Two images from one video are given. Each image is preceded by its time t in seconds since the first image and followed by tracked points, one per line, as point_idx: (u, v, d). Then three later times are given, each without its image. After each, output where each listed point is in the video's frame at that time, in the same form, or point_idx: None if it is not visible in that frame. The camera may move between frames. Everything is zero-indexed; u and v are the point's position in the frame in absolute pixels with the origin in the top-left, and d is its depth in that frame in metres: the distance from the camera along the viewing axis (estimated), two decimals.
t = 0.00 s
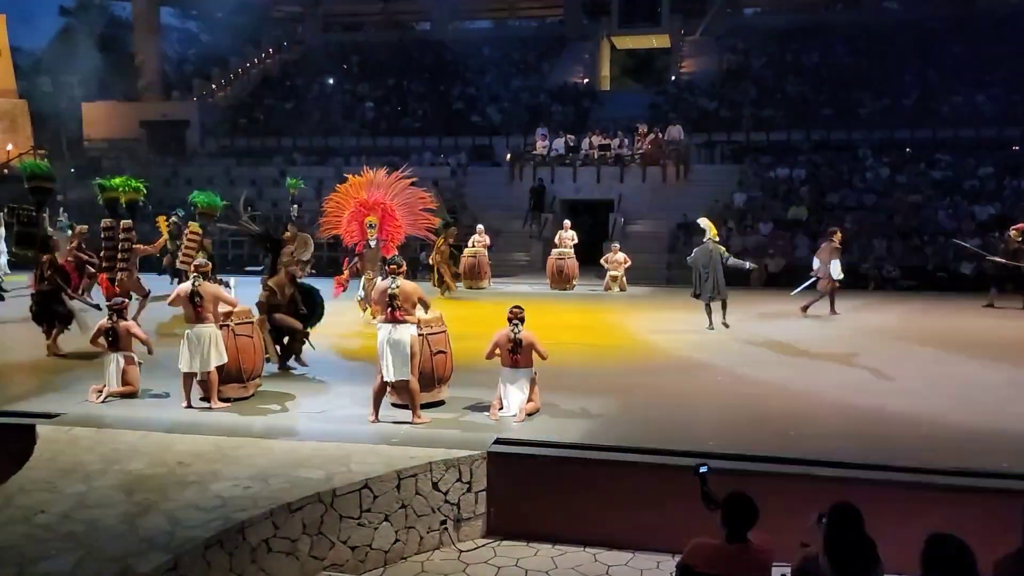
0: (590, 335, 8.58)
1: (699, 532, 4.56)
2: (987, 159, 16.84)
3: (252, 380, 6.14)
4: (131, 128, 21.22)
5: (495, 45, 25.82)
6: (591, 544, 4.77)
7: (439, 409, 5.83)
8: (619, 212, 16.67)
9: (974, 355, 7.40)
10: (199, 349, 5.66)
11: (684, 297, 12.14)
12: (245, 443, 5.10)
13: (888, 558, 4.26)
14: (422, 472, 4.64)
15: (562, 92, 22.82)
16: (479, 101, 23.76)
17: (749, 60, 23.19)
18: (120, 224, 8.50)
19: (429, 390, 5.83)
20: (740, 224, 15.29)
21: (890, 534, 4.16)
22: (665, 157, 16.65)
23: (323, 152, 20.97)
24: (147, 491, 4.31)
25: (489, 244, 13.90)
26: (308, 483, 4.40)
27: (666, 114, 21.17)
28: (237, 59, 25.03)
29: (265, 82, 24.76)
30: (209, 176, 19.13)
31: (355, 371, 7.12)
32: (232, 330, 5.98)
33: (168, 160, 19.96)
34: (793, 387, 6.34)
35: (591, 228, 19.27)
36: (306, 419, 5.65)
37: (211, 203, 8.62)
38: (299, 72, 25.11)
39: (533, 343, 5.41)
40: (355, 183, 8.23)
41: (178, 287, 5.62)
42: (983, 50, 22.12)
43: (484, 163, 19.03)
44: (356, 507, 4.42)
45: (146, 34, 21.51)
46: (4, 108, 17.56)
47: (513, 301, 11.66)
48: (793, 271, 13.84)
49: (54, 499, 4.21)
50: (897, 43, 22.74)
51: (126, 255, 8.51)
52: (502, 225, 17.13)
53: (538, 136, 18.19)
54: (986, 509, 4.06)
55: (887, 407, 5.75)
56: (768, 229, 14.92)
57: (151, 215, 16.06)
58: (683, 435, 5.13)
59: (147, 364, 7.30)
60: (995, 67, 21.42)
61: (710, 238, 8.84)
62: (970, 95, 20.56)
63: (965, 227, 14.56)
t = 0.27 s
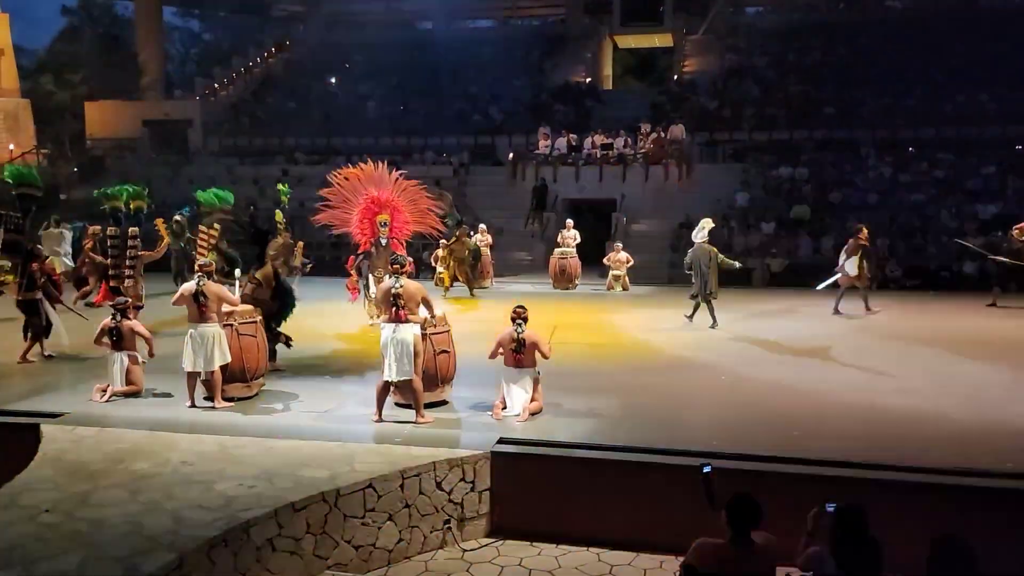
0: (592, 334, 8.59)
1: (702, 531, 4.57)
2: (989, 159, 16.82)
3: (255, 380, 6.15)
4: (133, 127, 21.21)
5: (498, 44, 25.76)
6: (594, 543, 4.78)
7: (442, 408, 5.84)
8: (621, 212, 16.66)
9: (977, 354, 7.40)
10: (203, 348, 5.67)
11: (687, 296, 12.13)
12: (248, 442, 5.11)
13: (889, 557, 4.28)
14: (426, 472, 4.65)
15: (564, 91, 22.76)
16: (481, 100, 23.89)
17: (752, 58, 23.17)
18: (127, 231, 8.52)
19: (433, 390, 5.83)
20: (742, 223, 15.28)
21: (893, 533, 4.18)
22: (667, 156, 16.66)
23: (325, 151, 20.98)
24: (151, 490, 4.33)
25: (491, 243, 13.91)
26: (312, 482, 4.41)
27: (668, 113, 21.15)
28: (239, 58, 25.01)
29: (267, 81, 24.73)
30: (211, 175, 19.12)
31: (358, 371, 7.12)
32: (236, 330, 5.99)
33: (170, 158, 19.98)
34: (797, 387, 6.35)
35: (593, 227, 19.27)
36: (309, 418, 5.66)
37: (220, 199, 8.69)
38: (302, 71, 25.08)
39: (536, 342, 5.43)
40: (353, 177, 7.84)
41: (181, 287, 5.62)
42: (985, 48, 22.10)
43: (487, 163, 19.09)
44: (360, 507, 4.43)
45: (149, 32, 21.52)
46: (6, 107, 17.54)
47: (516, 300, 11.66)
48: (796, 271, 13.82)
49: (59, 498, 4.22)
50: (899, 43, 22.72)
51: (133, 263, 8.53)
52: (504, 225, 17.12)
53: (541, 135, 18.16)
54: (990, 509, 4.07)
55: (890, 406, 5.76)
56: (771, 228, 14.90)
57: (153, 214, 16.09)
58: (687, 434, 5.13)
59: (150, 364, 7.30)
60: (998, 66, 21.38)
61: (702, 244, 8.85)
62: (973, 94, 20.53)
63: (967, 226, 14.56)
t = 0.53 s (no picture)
0: (594, 333, 8.59)
1: (704, 530, 4.58)
2: (992, 158, 16.77)
3: (257, 379, 6.16)
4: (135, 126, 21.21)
5: (500, 43, 25.66)
6: (595, 543, 4.79)
7: (444, 407, 5.85)
8: (622, 211, 16.64)
9: (980, 353, 7.39)
10: (205, 347, 5.68)
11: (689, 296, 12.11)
12: (250, 441, 5.12)
13: (889, 556, 4.29)
14: (428, 471, 4.65)
15: (566, 90, 22.72)
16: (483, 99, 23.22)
17: (754, 58, 23.13)
18: (127, 223, 8.50)
19: (435, 389, 5.84)
20: (744, 222, 15.25)
21: (894, 533, 4.19)
22: (668, 155, 16.64)
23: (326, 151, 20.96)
24: (153, 489, 4.33)
25: (493, 242, 13.90)
26: (314, 481, 4.41)
27: (670, 112, 21.13)
28: (240, 57, 24.98)
29: (268, 80, 24.68)
30: (212, 174, 19.10)
31: (359, 370, 7.13)
32: (238, 329, 6.00)
33: (171, 158, 19.99)
34: (797, 386, 6.36)
35: (595, 226, 19.23)
36: (311, 417, 5.67)
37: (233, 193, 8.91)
38: (303, 70, 25.05)
39: (538, 342, 5.45)
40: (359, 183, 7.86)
41: (183, 286, 5.64)
42: (988, 47, 22.06)
43: (488, 163, 19.11)
44: (362, 506, 4.43)
45: (150, 33, 21.57)
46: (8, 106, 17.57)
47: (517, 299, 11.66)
48: (797, 270, 13.78)
49: (62, 497, 4.23)
50: (902, 42, 22.69)
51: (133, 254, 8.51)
52: (506, 224, 17.09)
53: (543, 134, 18.13)
54: (990, 509, 4.07)
55: (891, 406, 5.76)
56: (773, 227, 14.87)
57: (155, 213, 16.10)
58: (689, 434, 5.13)
59: (152, 363, 7.32)
60: (1001, 64, 21.30)
61: (693, 239, 9.04)
62: (976, 93, 20.50)
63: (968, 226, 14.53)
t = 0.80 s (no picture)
0: (596, 333, 8.60)
1: (706, 529, 4.59)
2: (994, 156, 16.74)
3: (260, 378, 6.16)
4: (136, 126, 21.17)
5: (501, 42, 25.61)
6: (598, 541, 4.81)
7: (446, 407, 5.86)
8: (624, 210, 16.64)
9: (982, 352, 7.38)
10: (207, 346, 5.69)
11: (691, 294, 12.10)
12: (253, 440, 5.13)
13: (890, 554, 4.31)
14: (430, 470, 4.66)
15: (567, 89, 22.71)
16: (484, 98, 23.24)
17: (755, 57, 23.12)
18: (129, 226, 8.57)
19: (437, 388, 5.86)
20: (745, 221, 15.26)
21: (896, 531, 4.20)
22: (669, 154, 16.64)
23: (328, 150, 20.95)
24: (156, 488, 4.34)
25: (494, 241, 13.89)
26: (317, 480, 4.42)
27: (672, 111, 21.12)
28: (242, 56, 24.97)
29: (269, 79, 24.65)
30: (214, 174, 19.09)
31: (362, 369, 7.14)
32: (240, 329, 6.02)
33: (173, 157, 19.99)
34: (799, 385, 6.37)
35: (596, 225, 19.22)
36: (314, 416, 5.68)
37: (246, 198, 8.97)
38: (304, 69, 25.02)
39: (540, 341, 5.47)
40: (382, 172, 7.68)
41: (185, 285, 5.66)
42: (989, 45, 22.02)
43: (489, 162, 19.10)
44: (364, 505, 4.44)
45: (152, 32, 21.57)
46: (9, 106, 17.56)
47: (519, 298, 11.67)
48: (799, 269, 13.73)
49: (66, 496, 4.23)
50: (903, 40, 22.67)
51: (134, 257, 8.58)
52: (507, 223, 17.07)
53: (544, 133, 18.14)
54: (992, 507, 4.08)
55: (893, 405, 5.77)
56: (774, 226, 14.87)
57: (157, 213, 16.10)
58: (691, 433, 5.14)
59: (154, 362, 7.33)
60: (1003, 62, 21.26)
61: (682, 238, 9.11)
62: (977, 90, 20.47)
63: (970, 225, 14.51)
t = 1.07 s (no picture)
0: (596, 331, 8.59)
1: (705, 527, 4.59)
2: (994, 154, 16.74)
3: (260, 376, 6.17)
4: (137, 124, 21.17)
5: (501, 40, 25.57)
6: (597, 539, 4.81)
7: (446, 405, 5.86)
8: (624, 208, 16.64)
9: (983, 350, 7.37)
10: (207, 344, 5.70)
11: (691, 293, 12.10)
12: (253, 438, 5.13)
13: (889, 552, 4.30)
14: (430, 468, 4.67)
15: (568, 87, 22.71)
16: (485, 96, 23.23)
17: (756, 55, 23.10)
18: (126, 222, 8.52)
19: (437, 386, 5.86)
20: (746, 219, 15.25)
21: (896, 529, 4.20)
22: (670, 153, 16.63)
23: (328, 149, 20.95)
24: (156, 486, 4.34)
25: (494, 239, 13.90)
26: (316, 478, 4.42)
27: (672, 110, 21.10)
28: (242, 54, 24.97)
29: (270, 78, 24.65)
30: (214, 172, 19.10)
31: (362, 368, 7.14)
32: (240, 327, 6.02)
33: (173, 155, 20.01)
34: (798, 383, 6.36)
35: (597, 223, 19.22)
36: (314, 415, 5.68)
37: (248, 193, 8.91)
38: (305, 68, 25.01)
39: (540, 339, 5.47)
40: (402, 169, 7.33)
41: (185, 284, 5.66)
42: (991, 44, 21.98)
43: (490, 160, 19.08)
44: (364, 503, 4.45)
45: (153, 30, 21.57)
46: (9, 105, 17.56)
47: (520, 296, 11.66)
48: (799, 268, 13.73)
49: (66, 493, 4.24)
50: (905, 39, 22.63)
51: (133, 254, 8.54)
52: (507, 221, 17.08)
53: (544, 132, 18.15)
54: (992, 506, 4.07)
55: (893, 403, 5.76)
56: (774, 225, 14.87)
57: (158, 211, 16.11)
58: (690, 431, 5.14)
59: (155, 360, 7.34)
60: (1003, 61, 21.25)
61: (670, 237, 9.10)
62: (979, 89, 20.43)
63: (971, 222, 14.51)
